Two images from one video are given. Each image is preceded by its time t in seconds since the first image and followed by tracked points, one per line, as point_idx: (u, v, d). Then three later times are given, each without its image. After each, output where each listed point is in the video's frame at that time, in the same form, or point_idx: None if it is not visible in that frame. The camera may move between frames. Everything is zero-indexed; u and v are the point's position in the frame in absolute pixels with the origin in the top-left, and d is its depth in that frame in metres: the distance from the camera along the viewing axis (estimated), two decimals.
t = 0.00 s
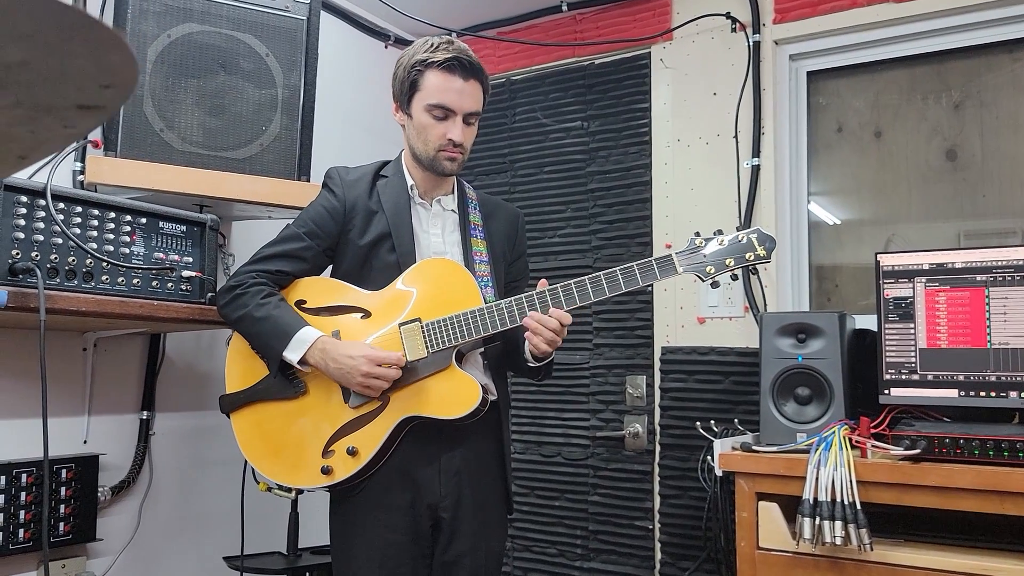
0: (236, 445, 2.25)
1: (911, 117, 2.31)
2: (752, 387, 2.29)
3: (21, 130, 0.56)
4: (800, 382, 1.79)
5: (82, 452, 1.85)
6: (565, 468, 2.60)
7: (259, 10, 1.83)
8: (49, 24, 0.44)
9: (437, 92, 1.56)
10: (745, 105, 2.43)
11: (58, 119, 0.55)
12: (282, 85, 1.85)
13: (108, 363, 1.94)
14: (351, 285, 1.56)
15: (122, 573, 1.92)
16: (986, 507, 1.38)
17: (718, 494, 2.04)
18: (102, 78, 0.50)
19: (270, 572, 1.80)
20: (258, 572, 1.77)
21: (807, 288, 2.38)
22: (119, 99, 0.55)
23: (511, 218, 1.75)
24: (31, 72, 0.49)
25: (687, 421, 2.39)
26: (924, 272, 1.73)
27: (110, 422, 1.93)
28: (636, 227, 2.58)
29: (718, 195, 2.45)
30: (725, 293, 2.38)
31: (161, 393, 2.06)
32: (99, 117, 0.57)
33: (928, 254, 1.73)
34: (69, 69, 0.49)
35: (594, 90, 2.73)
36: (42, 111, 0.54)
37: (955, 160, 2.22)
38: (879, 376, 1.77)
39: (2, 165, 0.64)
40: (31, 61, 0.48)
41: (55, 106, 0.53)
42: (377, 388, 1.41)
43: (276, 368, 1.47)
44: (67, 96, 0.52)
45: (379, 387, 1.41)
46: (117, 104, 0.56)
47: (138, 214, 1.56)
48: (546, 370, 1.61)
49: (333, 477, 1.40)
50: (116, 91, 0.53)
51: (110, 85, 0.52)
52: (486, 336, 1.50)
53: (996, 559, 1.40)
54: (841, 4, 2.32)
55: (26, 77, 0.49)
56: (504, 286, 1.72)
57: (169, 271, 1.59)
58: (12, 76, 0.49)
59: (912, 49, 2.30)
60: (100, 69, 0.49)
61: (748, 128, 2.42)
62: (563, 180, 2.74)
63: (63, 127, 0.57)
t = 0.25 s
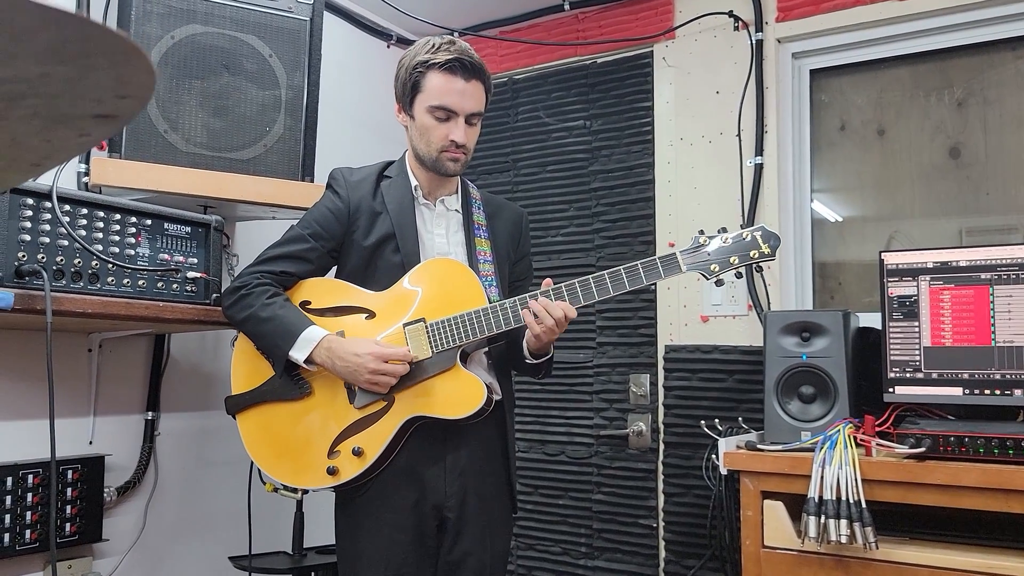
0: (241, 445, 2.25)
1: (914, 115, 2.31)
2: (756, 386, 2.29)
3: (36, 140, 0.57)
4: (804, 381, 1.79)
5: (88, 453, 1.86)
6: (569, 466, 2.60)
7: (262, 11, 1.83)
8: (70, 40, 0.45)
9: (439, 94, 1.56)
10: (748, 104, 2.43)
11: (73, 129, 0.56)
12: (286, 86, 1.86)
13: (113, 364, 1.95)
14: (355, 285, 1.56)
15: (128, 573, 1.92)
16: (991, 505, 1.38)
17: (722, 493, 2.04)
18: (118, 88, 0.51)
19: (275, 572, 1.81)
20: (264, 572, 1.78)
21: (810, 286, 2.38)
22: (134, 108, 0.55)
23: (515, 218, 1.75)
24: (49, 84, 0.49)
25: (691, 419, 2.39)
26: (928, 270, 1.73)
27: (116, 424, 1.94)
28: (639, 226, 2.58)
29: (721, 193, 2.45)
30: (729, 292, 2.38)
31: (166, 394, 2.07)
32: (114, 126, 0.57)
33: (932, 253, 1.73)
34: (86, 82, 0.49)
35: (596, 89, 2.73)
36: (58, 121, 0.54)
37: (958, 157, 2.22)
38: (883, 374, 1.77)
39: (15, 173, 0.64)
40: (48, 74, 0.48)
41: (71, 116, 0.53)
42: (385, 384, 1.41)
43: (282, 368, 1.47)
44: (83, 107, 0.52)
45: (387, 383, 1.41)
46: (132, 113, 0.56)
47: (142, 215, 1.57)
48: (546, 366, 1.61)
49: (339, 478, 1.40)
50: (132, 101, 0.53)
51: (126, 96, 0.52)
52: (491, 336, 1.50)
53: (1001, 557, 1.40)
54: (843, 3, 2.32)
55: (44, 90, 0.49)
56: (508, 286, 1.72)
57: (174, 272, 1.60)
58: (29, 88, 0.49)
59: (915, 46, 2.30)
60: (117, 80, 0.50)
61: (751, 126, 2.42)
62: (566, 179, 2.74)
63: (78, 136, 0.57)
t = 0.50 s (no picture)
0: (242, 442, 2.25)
1: (914, 107, 2.31)
2: (757, 380, 2.29)
3: (33, 130, 0.56)
4: (805, 374, 1.79)
5: (88, 450, 1.86)
6: (570, 462, 2.60)
7: (260, 6, 1.82)
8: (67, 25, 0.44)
9: (437, 88, 1.56)
10: (747, 98, 2.42)
11: (70, 118, 0.55)
12: (284, 81, 1.85)
13: (113, 361, 1.94)
14: (355, 281, 1.56)
15: (129, 570, 1.92)
16: (992, 497, 1.38)
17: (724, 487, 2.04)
18: (116, 76, 0.50)
19: (277, 568, 1.81)
20: (265, 568, 1.77)
21: (810, 280, 2.37)
22: (132, 97, 0.55)
23: (515, 213, 1.75)
24: (46, 72, 0.49)
25: (691, 414, 2.39)
26: (929, 263, 1.73)
27: (116, 421, 1.94)
28: (639, 221, 2.58)
29: (721, 188, 2.44)
30: (729, 286, 2.38)
31: (166, 391, 2.06)
32: (112, 115, 0.57)
33: (932, 245, 1.73)
34: (84, 69, 0.49)
35: (595, 84, 2.72)
36: (55, 110, 0.54)
37: (957, 150, 2.22)
38: (884, 367, 1.77)
39: (12, 165, 0.63)
40: (45, 61, 0.48)
41: (68, 105, 0.53)
42: (385, 382, 1.41)
43: (281, 364, 1.47)
44: (80, 95, 0.52)
45: (387, 381, 1.42)
46: (130, 102, 0.56)
47: (141, 212, 1.56)
48: (545, 362, 1.60)
49: (339, 473, 1.40)
50: (129, 89, 0.53)
51: (124, 84, 0.52)
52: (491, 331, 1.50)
53: (1003, 548, 1.40)
54: None
55: (40, 77, 0.49)
56: (508, 282, 1.72)
57: (173, 268, 1.59)
58: (26, 77, 0.49)
59: (914, 39, 2.29)
60: (115, 67, 0.50)
61: (750, 120, 2.41)
62: (565, 175, 2.74)
63: (75, 125, 0.57)
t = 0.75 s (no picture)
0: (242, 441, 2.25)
1: (913, 103, 2.30)
2: (757, 376, 2.29)
3: (30, 130, 0.56)
4: (805, 370, 1.79)
5: (88, 450, 1.86)
6: (570, 459, 2.60)
7: (257, 5, 1.82)
8: (62, 24, 0.44)
9: (435, 87, 1.56)
10: (746, 94, 2.42)
11: (67, 117, 0.55)
12: (283, 80, 1.85)
13: (113, 361, 1.94)
14: (354, 279, 1.56)
15: (130, 570, 1.92)
16: (993, 491, 1.38)
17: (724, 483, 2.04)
18: (112, 75, 0.50)
19: (278, 567, 1.81)
20: (266, 567, 1.77)
21: (810, 276, 2.37)
22: (129, 96, 0.55)
23: (514, 211, 1.75)
24: (41, 71, 0.49)
25: (691, 411, 2.39)
26: (928, 258, 1.73)
27: (117, 421, 1.94)
28: (638, 218, 2.58)
29: (720, 184, 2.44)
30: (728, 283, 2.38)
31: (166, 390, 2.06)
32: (109, 114, 0.57)
33: (932, 241, 1.73)
34: (80, 68, 0.49)
35: (594, 81, 2.72)
36: (52, 109, 0.53)
37: (957, 146, 2.22)
38: (884, 363, 1.77)
39: (9, 164, 0.63)
40: (40, 60, 0.48)
41: (65, 105, 0.53)
42: (384, 379, 1.41)
43: (282, 363, 1.47)
44: (77, 94, 0.52)
45: (386, 378, 1.41)
46: (126, 101, 0.56)
47: (140, 211, 1.56)
48: (549, 365, 1.61)
49: (339, 471, 1.40)
50: (125, 88, 0.53)
51: (120, 82, 0.52)
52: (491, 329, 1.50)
53: (1003, 543, 1.40)
54: None
55: (37, 77, 0.49)
56: (508, 279, 1.72)
57: (172, 268, 1.59)
58: (22, 76, 0.49)
59: (913, 34, 2.29)
60: (111, 66, 0.50)
61: (749, 117, 2.41)
62: (564, 172, 2.74)
63: (72, 125, 0.57)
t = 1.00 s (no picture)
0: (244, 441, 2.25)
1: (913, 100, 2.30)
2: (758, 374, 2.29)
3: (33, 128, 0.56)
4: (807, 367, 1.79)
5: (91, 450, 1.86)
6: (572, 457, 2.60)
7: (257, 4, 1.82)
8: (65, 22, 0.44)
9: (436, 86, 1.56)
10: (746, 91, 2.42)
11: (70, 116, 0.55)
12: (283, 79, 1.85)
13: (114, 361, 1.94)
14: (357, 277, 1.56)
15: (133, 570, 1.92)
16: (997, 489, 1.38)
17: (727, 481, 2.04)
18: (115, 73, 0.50)
19: (281, 566, 1.81)
20: (269, 566, 1.78)
21: (811, 274, 2.37)
22: (132, 94, 0.55)
23: (517, 209, 1.75)
24: (44, 70, 0.49)
25: (693, 408, 2.39)
26: (930, 255, 1.73)
27: (119, 420, 1.94)
28: (639, 216, 2.58)
29: (721, 182, 2.44)
30: (730, 280, 2.37)
31: (169, 390, 2.06)
32: (112, 113, 0.57)
33: (933, 237, 1.73)
34: (83, 66, 0.49)
35: (594, 79, 2.72)
36: (55, 108, 0.53)
37: (957, 143, 2.21)
38: (886, 360, 1.77)
39: (12, 163, 0.63)
40: (43, 59, 0.47)
41: (68, 103, 0.53)
42: (389, 376, 1.41)
43: (285, 361, 1.47)
44: (80, 92, 0.52)
45: (391, 375, 1.41)
46: (129, 100, 0.56)
47: (141, 211, 1.56)
48: (552, 358, 1.60)
49: (342, 470, 1.41)
50: (128, 86, 0.53)
51: (123, 81, 0.52)
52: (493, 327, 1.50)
53: (1006, 540, 1.40)
54: None
55: (40, 75, 0.49)
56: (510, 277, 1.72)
57: (174, 267, 1.59)
58: (26, 75, 0.49)
59: (912, 31, 2.29)
60: (114, 64, 0.50)
61: (750, 114, 2.41)
62: (565, 170, 2.74)
63: (75, 124, 0.57)
